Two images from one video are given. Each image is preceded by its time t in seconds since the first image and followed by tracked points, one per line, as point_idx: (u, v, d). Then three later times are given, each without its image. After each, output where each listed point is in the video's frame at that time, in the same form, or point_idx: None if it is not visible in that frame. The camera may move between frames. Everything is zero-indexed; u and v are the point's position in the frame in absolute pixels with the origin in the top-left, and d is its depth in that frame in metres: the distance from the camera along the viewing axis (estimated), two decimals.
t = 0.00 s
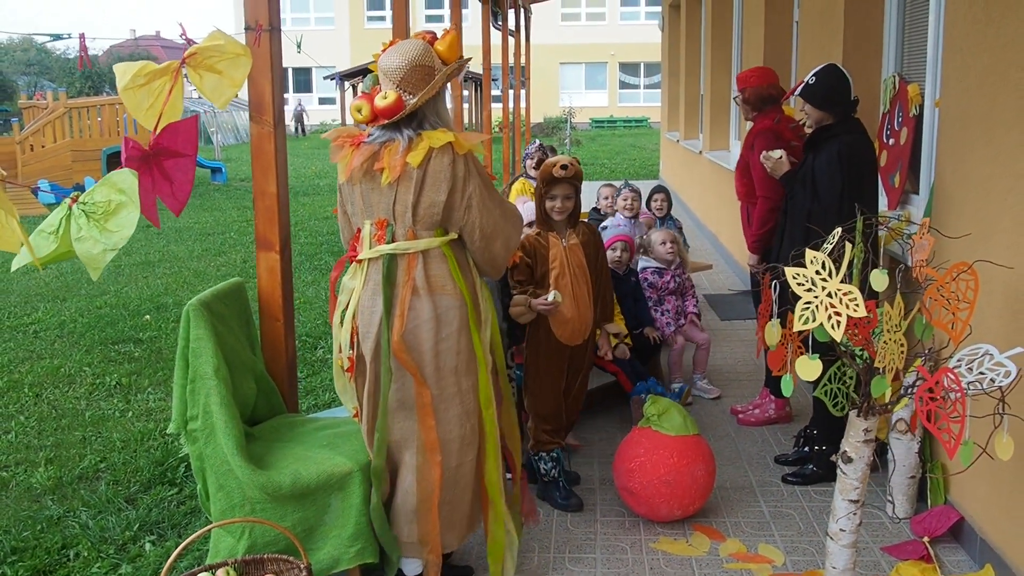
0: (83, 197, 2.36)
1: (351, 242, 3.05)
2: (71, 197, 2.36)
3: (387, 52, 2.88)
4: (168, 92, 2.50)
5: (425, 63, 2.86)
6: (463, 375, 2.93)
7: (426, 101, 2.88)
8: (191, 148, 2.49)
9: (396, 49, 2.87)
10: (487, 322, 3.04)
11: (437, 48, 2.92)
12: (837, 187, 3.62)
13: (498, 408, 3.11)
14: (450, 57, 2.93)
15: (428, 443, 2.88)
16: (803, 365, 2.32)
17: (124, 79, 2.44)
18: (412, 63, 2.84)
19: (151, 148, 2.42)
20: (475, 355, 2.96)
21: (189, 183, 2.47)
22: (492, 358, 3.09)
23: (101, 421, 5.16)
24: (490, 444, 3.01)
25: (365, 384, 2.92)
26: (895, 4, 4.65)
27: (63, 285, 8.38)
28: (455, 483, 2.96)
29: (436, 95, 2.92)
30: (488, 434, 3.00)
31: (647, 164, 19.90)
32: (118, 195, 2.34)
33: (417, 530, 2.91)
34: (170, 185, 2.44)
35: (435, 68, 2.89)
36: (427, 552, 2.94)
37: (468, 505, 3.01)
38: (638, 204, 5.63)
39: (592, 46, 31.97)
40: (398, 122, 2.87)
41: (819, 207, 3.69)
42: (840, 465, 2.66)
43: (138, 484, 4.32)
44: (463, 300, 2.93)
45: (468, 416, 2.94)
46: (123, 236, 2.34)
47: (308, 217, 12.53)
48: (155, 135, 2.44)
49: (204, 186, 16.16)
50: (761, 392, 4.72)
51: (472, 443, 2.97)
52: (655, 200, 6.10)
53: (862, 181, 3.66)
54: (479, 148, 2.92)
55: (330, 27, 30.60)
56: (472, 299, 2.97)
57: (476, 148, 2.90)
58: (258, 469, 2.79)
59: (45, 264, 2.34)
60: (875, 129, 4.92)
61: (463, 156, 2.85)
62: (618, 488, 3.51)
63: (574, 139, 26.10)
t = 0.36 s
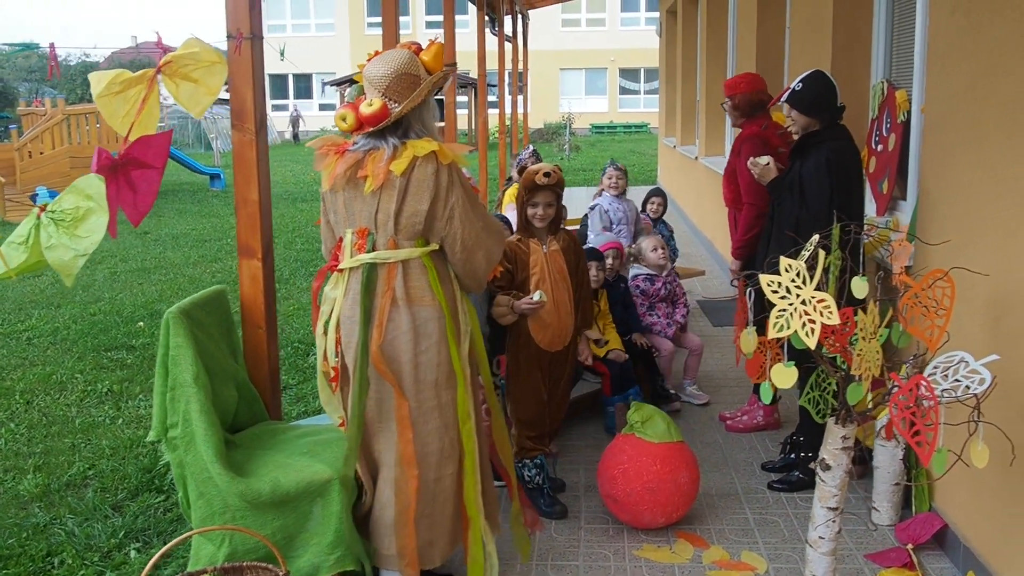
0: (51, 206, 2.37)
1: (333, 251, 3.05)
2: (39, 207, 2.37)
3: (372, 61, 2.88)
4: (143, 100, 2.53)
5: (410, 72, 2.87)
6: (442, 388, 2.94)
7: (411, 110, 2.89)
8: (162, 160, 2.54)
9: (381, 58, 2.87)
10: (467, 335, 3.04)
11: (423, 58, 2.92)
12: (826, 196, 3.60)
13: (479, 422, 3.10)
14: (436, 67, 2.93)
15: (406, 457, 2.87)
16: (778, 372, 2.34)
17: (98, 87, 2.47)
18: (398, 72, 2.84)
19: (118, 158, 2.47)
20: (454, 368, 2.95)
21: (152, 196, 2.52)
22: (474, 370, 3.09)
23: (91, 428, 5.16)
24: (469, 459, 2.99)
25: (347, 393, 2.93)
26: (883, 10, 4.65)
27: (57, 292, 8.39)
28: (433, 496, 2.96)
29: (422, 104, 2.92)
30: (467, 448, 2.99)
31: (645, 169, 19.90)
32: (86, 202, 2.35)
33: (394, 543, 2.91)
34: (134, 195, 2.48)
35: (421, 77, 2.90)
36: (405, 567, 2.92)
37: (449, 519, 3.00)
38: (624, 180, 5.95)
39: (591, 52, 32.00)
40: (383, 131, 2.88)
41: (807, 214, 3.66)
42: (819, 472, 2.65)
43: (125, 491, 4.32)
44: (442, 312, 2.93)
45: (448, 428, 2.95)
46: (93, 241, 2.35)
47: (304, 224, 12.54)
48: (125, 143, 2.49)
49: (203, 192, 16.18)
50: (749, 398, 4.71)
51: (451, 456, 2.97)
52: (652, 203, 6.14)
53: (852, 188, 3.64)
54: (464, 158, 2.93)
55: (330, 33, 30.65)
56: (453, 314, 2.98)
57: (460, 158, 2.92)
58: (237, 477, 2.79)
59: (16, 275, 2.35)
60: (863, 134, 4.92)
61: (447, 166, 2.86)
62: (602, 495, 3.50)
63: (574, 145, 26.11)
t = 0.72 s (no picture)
0: (14, 214, 2.37)
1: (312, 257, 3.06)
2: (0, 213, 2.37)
3: (347, 69, 2.90)
4: (114, 107, 2.54)
5: (384, 81, 2.88)
6: (416, 393, 2.93)
7: (384, 118, 2.89)
8: (131, 168, 2.56)
9: (356, 67, 2.88)
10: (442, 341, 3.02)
11: (399, 67, 2.93)
12: (802, 204, 3.61)
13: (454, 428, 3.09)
14: (411, 76, 2.94)
15: (379, 462, 2.88)
16: (748, 379, 2.34)
17: (69, 96, 2.50)
18: (371, 80, 2.85)
19: (87, 164, 2.48)
20: (427, 374, 2.94)
21: (120, 203, 2.53)
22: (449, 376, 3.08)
23: (75, 435, 5.15)
24: (443, 466, 2.97)
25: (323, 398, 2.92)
26: (865, 18, 4.67)
27: (46, 299, 8.36)
28: (407, 503, 2.95)
29: (396, 112, 2.93)
30: (441, 455, 2.98)
31: (637, 177, 19.91)
32: (51, 219, 2.37)
33: (367, 548, 2.92)
34: (101, 202, 2.49)
35: (395, 86, 2.91)
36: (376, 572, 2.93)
37: (422, 526, 3.00)
38: (606, 181, 5.98)
39: (585, 59, 32.05)
40: (355, 138, 2.88)
41: (784, 221, 3.67)
42: (793, 480, 2.65)
43: (107, 499, 4.30)
44: (415, 317, 2.91)
45: (423, 435, 2.94)
46: (52, 260, 2.37)
47: (296, 231, 12.53)
48: (94, 150, 2.51)
49: (195, 199, 16.16)
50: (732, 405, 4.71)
51: (426, 463, 2.96)
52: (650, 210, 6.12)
53: (830, 196, 3.65)
54: (434, 164, 2.91)
55: (324, 40, 30.67)
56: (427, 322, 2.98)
57: (429, 164, 2.89)
58: (211, 484, 2.77)
59: None
60: (847, 141, 4.93)
61: (414, 173, 2.84)
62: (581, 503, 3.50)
63: (567, 152, 26.11)
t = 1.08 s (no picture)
0: None
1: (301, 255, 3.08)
2: None
3: (334, 70, 2.89)
4: (95, 108, 2.55)
5: (371, 82, 2.87)
6: (398, 389, 2.95)
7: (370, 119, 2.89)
8: (109, 169, 2.57)
9: (343, 67, 2.88)
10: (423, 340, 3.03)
11: (386, 68, 2.93)
12: (786, 206, 3.60)
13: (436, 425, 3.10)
14: (399, 77, 2.93)
15: (363, 457, 2.90)
16: (730, 382, 2.35)
17: (49, 98, 2.50)
18: (359, 81, 2.85)
19: (65, 166, 2.49)
20: (408, 371, 2.95)
21: (98, 205, 2.55)
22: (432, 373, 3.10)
23: (66, 437, 5.14)
24: (425, 462, 2.99)
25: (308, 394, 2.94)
26: (856, 21, 4.67)
27: (40, 300, 8.36)
28: (393, 497, 2.98)
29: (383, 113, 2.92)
30: (421, 452, 2.98)
31: (635, 180, 19.88)
32: (23, 213, 2.36)
33: (352, 543, 2.93)
34: (79, 204, 2.51)
35: (382, 86, 2.90)
36: (364, 568, 2.94)
37: (407, 520, 3.03)
38: (597, 182, 5.98)
39: (583, 62, 32.06)
40: (341, 138, 2.89)
41: (768, 223, 3.68)
42: (777, 483, 2.65)
43: (96, 500, 4.30)
44: (394, 315, 2.93)
45: (406, 430, 2.96)
46: (27, 254, 2.34)
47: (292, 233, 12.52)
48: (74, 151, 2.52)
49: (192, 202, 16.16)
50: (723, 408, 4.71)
51: (410, 459, 2.98)
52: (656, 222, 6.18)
53: (815, 197, 3.64)
54: (417, 163, 2.91)
55: (323, 43, 30.68)
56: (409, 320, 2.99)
57: (410, 163, 2.89)
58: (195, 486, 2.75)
59: None
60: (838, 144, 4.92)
61: (395, 172, 2.84)
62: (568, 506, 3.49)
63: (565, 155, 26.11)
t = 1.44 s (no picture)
0: None
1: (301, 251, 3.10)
2: None
3: (329, 68, 2.89)
4: (90, 105, 2.57)
5: (365, 79, 2.88)
6: (391, 381, 2.96)
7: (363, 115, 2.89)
8: (104, 165, 2.59)
9: (337, 65, 2.88)
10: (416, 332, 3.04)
11: (380, 67, 2.93)
12: (784, 204, 3.61)
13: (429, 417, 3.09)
14: (392, 75, 2.93)
15: (360, 448, 2.91)
16: (724, 380, 2.34)
17: (44, 94, 2.52)
18: (353, 78, 2.85)
19: (60, 162, 2.51)
20: (399, 363, 2.95)
21: (95, 201, 2.56)
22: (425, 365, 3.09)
23: (65, 434, 5.15)
24: (418, 453, 2.98)
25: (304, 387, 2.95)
26: (855, 20, 4.66)
27: (41, 297, 8.37)
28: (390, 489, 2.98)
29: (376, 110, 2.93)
30: (414, 443, 2.97)
31: (637, 180, 19.86)
32: (12, 209, 2.39)
33: (353, 536, 2.93)
34: (76, 199, 2.53)
35: (375, 84, 2.90)
36: (365, 560, 2.94)
37: (406, 511, 3.03)
38: (596, 180, 5.99)
39: (586, 61, 32.04)
40: (333, 134, 2.90)
41: (765, 222, 3.69)
42: (771, 482, 2.66)
43: (94, 497, 4.31)
44: (384, 307, 2.94)
45: (401, 422, 2.96)
46: (16, 250, 2.38)
47: (293, 232, 12.52)
48: (67, 147, 2.54)
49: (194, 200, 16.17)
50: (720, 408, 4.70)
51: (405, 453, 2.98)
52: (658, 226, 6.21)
53: (813, 196, 3.63)
54: (406, 158, 2.91)
55: (326, 41, 30.69)
56: (398, 312, 3.00)
57: (400, 158, 2.89)
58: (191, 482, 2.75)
59: None
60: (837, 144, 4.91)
61: (384, 167, 2.86)
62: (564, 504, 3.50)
63: (567, 155, 26.09)
